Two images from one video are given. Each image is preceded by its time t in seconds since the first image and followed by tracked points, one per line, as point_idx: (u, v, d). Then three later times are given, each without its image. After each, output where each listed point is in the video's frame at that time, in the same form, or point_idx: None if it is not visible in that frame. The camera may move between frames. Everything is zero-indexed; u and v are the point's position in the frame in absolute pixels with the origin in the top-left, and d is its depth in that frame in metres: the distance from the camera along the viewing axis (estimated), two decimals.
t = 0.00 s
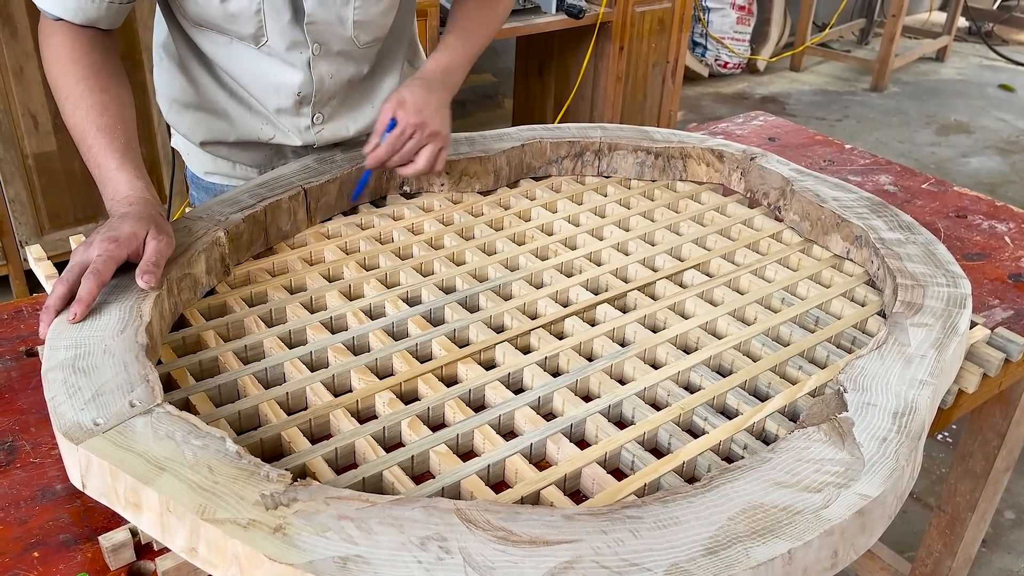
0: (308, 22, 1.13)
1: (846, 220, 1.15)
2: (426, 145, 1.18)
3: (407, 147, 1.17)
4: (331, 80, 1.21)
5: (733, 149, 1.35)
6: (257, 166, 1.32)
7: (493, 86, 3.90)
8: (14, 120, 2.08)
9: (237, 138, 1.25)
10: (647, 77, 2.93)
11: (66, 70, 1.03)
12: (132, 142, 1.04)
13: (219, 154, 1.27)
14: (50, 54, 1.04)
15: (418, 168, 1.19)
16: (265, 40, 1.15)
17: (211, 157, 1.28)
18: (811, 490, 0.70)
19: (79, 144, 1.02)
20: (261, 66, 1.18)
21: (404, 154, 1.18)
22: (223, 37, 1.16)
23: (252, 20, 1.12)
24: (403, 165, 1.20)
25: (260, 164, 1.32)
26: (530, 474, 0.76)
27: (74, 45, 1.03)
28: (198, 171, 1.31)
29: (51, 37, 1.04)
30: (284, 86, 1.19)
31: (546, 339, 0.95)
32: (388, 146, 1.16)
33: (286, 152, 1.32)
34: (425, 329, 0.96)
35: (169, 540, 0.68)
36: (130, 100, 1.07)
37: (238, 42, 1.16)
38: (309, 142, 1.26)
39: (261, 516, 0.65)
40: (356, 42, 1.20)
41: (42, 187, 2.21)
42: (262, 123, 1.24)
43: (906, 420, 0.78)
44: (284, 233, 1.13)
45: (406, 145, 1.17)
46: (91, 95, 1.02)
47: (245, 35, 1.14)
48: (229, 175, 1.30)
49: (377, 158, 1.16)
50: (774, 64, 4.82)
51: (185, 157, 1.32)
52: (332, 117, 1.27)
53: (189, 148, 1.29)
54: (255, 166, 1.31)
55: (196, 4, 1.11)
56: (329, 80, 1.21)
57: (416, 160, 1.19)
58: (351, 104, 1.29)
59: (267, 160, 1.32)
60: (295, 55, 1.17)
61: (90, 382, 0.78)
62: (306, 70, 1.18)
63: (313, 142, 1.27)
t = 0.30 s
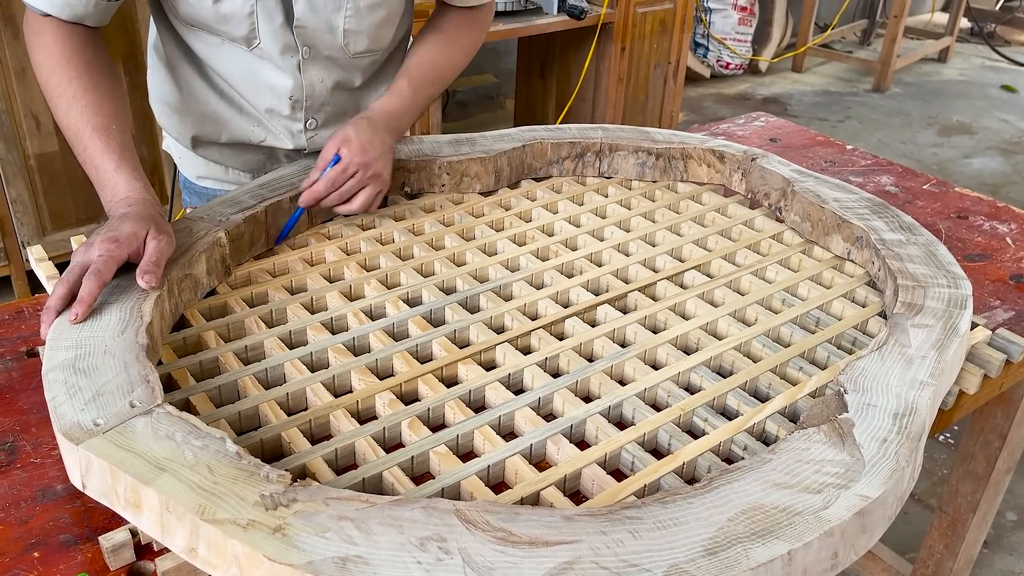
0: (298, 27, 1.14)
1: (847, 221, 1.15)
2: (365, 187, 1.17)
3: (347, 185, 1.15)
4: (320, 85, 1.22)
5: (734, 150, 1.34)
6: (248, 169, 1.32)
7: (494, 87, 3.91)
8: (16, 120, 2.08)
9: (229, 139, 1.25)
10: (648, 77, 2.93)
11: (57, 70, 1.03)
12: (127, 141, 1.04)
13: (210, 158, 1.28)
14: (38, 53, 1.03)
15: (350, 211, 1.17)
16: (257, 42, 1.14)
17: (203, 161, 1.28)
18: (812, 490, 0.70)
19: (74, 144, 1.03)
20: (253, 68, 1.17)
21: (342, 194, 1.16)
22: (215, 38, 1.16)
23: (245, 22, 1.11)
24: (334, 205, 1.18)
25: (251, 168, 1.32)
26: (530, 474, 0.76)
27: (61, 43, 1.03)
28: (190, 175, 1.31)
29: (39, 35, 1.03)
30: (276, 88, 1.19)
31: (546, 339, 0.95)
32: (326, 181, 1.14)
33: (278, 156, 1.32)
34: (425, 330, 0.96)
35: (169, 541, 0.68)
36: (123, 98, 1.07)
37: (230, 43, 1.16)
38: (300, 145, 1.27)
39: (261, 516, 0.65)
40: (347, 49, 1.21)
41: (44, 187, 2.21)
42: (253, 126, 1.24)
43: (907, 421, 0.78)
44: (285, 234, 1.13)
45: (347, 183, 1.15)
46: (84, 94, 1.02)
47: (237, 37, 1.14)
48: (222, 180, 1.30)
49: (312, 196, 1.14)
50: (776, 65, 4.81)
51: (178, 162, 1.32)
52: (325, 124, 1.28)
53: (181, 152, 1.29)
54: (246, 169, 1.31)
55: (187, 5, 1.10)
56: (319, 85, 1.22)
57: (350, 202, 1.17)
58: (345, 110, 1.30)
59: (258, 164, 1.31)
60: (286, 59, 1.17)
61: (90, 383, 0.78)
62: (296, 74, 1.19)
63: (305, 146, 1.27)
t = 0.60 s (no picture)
0: (285, 32, 1.14)
1: (848, 221, 1.15)
2: (354, 185, 1.14)
3: (335, 186, 1.13)
4: (311, 89, 1.22)
5: (736, 150, 1.34)
6: (242, 175, 1.31)
7: (496, 88, 3.92)
8: (19, 120, 2.08)
9: (220, 143, 1.24)
10: (650, 78, 2.93)
11: (50, 74, 1.03)
12: (124, 142, 1.04)
13: (203, 163, 1.27)
14: (30, 58, 1.03)
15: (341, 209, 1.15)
16: (244, 47, 1.14)
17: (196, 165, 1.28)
18: (812, 490, 0.70)
19: (71, 147, 1.03)
20: (242, 72, 1.18)
21: (330, 195, 1.13)
22: (202, 43, 1.16)
23: (231, 28, 1.12)
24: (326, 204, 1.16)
25: (245, 174, 1.31)
26: (531, 474, 0.76)
27: (52, 47, 1.03)
28: (183, 180, 1.31)
29: (29, 40, 1.03)
30: (266, 91, 1.19)
31: (548, 339, 0.95)
32: (313, 183, 1.12)
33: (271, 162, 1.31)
34: (427, 330, 0.96)
35: (171, 540, 0.68)
36: (118, 100, 1.08)
37: (218, 47, 1.16)
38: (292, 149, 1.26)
39: (263, 516, 0.65)
40: (337, 54, 1.21)
41: (47, 187, 2.21)
42: (245, 130, 1.23)
43: (908, 421, 0.78)
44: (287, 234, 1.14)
45: (335, 184, 1.13)
46: (78, 97, 1.03)
47: (224, 42, 1.14)
48: (215, 184, 1.30)
49: (301, 199, 1.12)
50: (778, 66, 4.81)
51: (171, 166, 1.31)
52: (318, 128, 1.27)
53: (174, 156, 1.29)
54: (240, 175, 1.31)
55: (174, 9, 1.11)
56: (309, 90, 1.22)
57: (338, 201, 1.15)
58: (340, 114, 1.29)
59: (254, 169, 1.31)
60: (274, 65, 1.17)
61: (93, 382, 0.78)
62: (283, 80, 1.19)
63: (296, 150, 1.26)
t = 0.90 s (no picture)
0: (278, 35, 1.13)
1: (850, 222, 1.15)
2: (341, 197, 1.09)
3: (320, 197, 1.07)
4: (304, 93, 1.22)
5: (738, 151, 1.34)
6: (239, 177, 1.31)
7: (498, 89, 3.94)
8: (22, 119, 2.08)
9: (215, 146, 1.25)
10: (653, 79, 2.93)
11: (47, 75, 1.03)
12: (123, 142, 1.04)
13: (200, 167, 1.27)
14: (26, 60, 1.03)
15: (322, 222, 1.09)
16: (237, 51, 1.14)
17: (193, 169, 1.27)
18: (814, 492, 0.70)
19: (70, 149, 1.03)
20: (235, 74, 1.18)
21: (313, 208, 1.07)
22: (193, 44, 1.16)
23: (223, 31, 1.11)
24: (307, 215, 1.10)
25: (241, 177, 1.31)
26: (532, 475, 0.76)
27: (48, 48, 1.03)
28: (178, 185, 1.30)
29: (24, 42, 1.03)
30: (259, 94, 1.19)
31: (549, 341, 0.95)
32: (298, 195, 1.06)
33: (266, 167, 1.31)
34: (428, 330, 0.96)
35: (172, 540, 0.68)
36: (116, 100, 1.08)
37: (209, 50, 1.16)
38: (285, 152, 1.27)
39: (264, 516, 0.65)
40: (329, 61, 1.20)
41: (50, 187, 2.22)
42: (239, 132, 1.23)
43: (910, 422, 0.78)
44: (289, 235, 1.14)
45: (319, 196, 1.07)
46: (75, 99, 1.03)
47: (217, 45, 1.14)
48: (210, 189, 1.29)
49: (285, 212, 1.06)
50: (781, 67, 4.81)
51: (166, 171, 1.31)
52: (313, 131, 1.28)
53: (170, 160, 1.29)
54: (236, 178, 1.31)
55: (165, 10, 1.10)
56: (303, 93, 1.22)
57: (322, 214, 1.09)
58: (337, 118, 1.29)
59: (250, 172, 1.31)
60: (266, 68, 1.16)
61: (95, 382, 0.78)
62: (276, 83, 1.19)
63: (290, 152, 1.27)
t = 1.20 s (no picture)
0: (279, 37, 1.13)
1: (853, 222, 1.15)
2: (322, 211, 1.07)
3: (302, 210, 1.06)
4: (305, 96, 1.22)
5: (741, 151, 1.34)
6: (242, 178, 1.32)
7: (500, 89, 3.94)
8: (26, 119, 2.08)
9: (217, 147, 1.25)
10: (655, 79, 2.93)
11: (48, 75, 1.03)
12: (125, 142, 1.04)
13: (204, 169, 1.27)
14: (27, 60, 1.03)
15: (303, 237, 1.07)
16: (238, 52, 1.14)
17: (196, 171, 1.28)
18: (816, 492, 0.70)
19: (73, 148, 1.03)
20: (236, 75, 1.18)
21: (296, 221, 1.06)
22: (196, 45, 1.15)
23: (225, 32, 1.11)
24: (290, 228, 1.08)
25: (244, 178, 1.32)
26: (535, 475, 0.76)
27: (49, 48, 1.03)
28: (181, 187, 1.31)
29: (24, 42, 1.03)
30: (261, 96, 1.19)
31: (552, 341, 0.95)
32: (279, 208, 1.04)
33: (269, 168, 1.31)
34: (431, 330, 0.96)
35: (175, 540, 0.68)
36: (117, 100, 1.08)
37: (211, 51, 1.15)
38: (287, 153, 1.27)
39: (267, 516, 0.65)
40: (329, 64, 1.21)
41: (53, 188, 2.22)
42: (241, 132, 1.24)
43: (913, 423, 0.78)
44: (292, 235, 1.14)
45: (301, 208, 1.06)
46: (77, 99, 1.03)
47: (218, 47, 1.13)
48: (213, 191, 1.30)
49: (266, 224, 1.04)
50: (783, 67, 4.81)
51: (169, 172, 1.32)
52: (314, 133, 1.28)
53: (172, 162, 1.29)
54: (239, 179, 1.31)
55: (167, 11, 1.10)
56: (303, 95, 1.22)
57: (304, 228, 1.07)
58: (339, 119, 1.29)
59: (253, 173, 1.31)
60: (268, 70, 1.16)
61: (98, 382, 0.78)
62: (278, 85, 1.19)
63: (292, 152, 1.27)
